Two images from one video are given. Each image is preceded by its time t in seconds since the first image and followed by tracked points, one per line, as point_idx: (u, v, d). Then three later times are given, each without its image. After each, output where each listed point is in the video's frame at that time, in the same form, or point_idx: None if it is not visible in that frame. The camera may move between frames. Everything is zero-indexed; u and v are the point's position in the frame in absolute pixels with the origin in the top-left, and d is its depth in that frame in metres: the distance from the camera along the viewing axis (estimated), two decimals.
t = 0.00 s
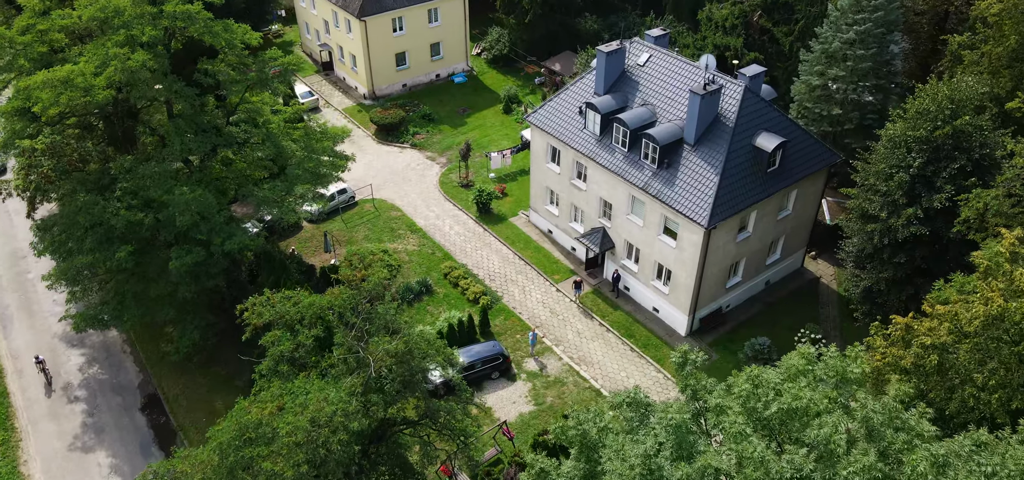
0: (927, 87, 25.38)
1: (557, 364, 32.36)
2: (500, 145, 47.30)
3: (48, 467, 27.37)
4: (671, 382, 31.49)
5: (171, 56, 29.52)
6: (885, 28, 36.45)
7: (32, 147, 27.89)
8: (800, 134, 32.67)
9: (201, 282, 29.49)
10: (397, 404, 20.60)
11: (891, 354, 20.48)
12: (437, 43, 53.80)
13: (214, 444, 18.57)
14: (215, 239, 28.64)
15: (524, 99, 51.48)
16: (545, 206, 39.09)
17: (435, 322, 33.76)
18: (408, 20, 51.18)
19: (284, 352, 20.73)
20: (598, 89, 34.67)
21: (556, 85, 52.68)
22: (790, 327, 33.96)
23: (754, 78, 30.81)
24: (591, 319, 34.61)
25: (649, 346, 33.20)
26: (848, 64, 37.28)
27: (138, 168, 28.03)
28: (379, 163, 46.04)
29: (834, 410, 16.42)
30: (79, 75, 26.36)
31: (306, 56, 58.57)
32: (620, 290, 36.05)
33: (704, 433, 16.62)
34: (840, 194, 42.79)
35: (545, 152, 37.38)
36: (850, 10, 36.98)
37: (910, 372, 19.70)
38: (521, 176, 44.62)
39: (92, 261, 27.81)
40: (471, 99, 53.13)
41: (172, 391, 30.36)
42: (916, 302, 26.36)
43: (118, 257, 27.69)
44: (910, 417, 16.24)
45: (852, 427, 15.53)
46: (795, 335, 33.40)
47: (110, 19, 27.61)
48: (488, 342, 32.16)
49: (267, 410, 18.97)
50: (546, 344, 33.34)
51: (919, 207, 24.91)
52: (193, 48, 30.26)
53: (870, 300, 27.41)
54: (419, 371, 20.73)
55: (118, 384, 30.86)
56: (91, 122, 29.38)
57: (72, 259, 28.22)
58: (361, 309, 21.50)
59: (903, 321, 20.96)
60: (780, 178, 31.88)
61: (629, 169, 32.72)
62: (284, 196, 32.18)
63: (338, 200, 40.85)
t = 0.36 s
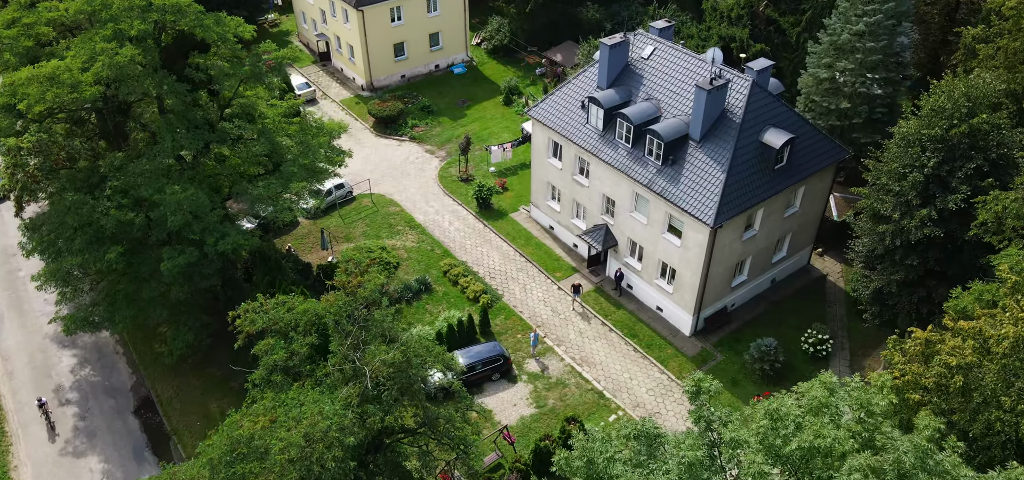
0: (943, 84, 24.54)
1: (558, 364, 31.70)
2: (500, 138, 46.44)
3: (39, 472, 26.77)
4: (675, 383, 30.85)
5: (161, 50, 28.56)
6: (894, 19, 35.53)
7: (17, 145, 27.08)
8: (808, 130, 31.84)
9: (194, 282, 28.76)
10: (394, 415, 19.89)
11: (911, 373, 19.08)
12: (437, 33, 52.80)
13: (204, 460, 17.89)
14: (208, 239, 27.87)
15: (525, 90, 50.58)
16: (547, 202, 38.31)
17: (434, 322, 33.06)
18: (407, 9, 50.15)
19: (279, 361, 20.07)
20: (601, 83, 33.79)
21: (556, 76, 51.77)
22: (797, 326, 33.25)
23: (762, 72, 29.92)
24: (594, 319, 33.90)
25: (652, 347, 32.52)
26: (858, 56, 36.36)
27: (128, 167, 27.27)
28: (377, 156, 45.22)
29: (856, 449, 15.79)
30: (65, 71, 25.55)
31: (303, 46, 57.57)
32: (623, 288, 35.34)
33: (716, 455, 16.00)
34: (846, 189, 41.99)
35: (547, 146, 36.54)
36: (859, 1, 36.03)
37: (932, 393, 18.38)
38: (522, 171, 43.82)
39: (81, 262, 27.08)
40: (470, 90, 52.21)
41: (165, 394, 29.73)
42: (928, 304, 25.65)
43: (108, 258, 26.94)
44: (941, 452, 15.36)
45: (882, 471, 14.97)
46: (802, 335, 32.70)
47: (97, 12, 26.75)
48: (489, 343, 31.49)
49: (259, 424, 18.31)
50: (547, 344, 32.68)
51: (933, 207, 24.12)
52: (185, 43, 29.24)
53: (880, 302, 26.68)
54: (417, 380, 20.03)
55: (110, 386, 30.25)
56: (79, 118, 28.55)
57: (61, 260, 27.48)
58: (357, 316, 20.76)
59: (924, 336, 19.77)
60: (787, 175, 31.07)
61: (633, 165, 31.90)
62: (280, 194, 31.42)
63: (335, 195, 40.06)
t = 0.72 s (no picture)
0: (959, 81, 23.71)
1: (560, 366, 31.04)
2: (500, 131, 45.58)
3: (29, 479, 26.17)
4: (679, 385, 30.20)
5: (151, 45, 27.64)
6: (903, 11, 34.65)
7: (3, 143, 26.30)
8: (817, 126, 31.04)
9: (187, 284, 28.06)
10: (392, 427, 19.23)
11: (934, 393, 18.27)
12: (436, 24, 51.83)
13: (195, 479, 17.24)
14: (201, 239, 27.11)
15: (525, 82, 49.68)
16: (548, 198, 37.56)
17: (433, 322, 32.39)
18: None
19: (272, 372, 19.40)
20: (603, 77, 32.95)
21: (558, 67, 50.86)
22: (803, 326, 32.58)
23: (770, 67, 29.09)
24: (596, 319, 33.25)
25: (656, 348, 31.87)
26: (868, 49, 35.42)
27: (118, 166, 26.52)
28: (375, 150, 44.42)
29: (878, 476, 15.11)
30: (50, 67, 24.71)
31: (300, 36, 56.60)
32: (626, 287, 34.66)
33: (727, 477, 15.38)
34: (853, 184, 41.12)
35: (548, 141, 35.75)
36: None
37: (956, 416, 17.61)
38: (522, 165, 43.04)
39: (70, 264, 26.36)
40: (470, 81, 51.33)
41: (158, 397, 29.10)
42: (940, 307, 24.97)
43: (98, 260, 26.21)
44: None
45: None
46: (808, 336, 32.03)
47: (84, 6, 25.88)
48: (489, 344, 30.81)
49: (251, 440, 17.66)
50: (549, 345, 32.02)
51: (947, 209, 23.38)
52: (176, 37, 28.33)
53: (891, 305, 25.99)
54: (416, 390, 19.38)
55: (102, 389, 29.62)
56: (67, 115, 27.74)
57: (49, 262, 26.75)
58: (353, 325, 20.04)
59: (945, 353, 18.86)
60: (795, 173, 30.30)
61: (636, 162, 31.12)
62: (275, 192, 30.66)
63: (332, 190, 39.34)
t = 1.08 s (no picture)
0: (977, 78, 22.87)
1: (562, 368, 30.40)
2: (501, 124, 44.74)
3: None
4: (683, 387, 29.58)
5: (140, 39, 26.92)
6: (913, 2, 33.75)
7: None
8: (826, 122, 30.24)
9: (180, 286, 27.36)
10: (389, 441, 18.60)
11: (957, 415, 17.91)
12: (434, 14, 50.84)
13: None
14: (193, 240, 26.36)
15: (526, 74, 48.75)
16: (549, 194, 36.82)
17: (432, 322, 31.74)
18: None
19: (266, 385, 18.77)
20: (606, 71, 32.11)
21: (559, 58, 49.92)
22: (810, 327, 31.92)
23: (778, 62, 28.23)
24: (598, 319, 32.59)
25: (659, 349, 31.23)
26: (877, 42, 34.51)
27: (107, 165, 25.75)
28: (373, 144, 43.62)
29: None
30: (35, 65, 23.91)
31: (297, 26, 55.65)
32: (629, 286, 33.97)
33: None
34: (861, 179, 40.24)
35: (549, 137, 34.97)
36: None
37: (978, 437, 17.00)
38: (523, 159, 42.25)
39: (59, 267, 25.67)
40: (469, 72, 50.41)
41: (151, 401, 28.49)
42: (953, 311, 24.31)
43: (87, 263, 25.53)
44: None
45: None
46: (815, 337, 31.38)
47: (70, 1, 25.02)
48: (489, 345, 30.18)
49: (243, 458, 17.02)
50: (550, 346, 31.39)
51: (962, 212, 22.63)
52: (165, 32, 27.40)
53: (902, 308, 25.29)
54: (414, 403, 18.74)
55: (94, 393, 29.05)
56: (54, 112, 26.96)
57: (38, 264, 26.07)
58: (348, 335, 19.37)
59: (968, 373, 18.45)
60: (803, 171, 29.52)
61: (640, 160, 30.34)
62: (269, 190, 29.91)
63: (330, 186, 38.62)
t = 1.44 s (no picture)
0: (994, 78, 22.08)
1: (563, 371, 29.81)
2: (501, 118, 43.93)
3: None
4: (687, 391, 29.00)
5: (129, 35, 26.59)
6: None
7: None
8: (834, 120, 29.48)
9: (172, 289, 26.71)
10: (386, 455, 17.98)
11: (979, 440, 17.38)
12: (433, 4, 49.88)
13: None
14: (185, 243, 25.67)
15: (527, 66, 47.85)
16: (551, 192, 36.11)
17: (430, 324, 31.13)
18: None
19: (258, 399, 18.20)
20: (609, 67, 31.31)
21: (560, 50, 48.98)
22: (816, 328, 31.28)
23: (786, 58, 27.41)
24: (600, 320, 31.98)
25: (662, 351, 30.63)
26: (886, 35, 33.61)
27: (95, 166, 25.03)
28: (371, 139, 42.85)
29: None
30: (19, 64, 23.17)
31: (293, 17, 54.74)
32: (632, 286, 33.33)
33: None
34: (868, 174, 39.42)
35: (551, 133, 34.21)
36: None
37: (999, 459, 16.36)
38: (523, 154, 41.50)
39: (48, 271, 25.02)
40: (468, 64, 49.51)
41: (144, 406, 27.90)
42: (965, 316, 23.66)
43: (76, 267, 24.88)
44: None
45: None
46: (822, 338, 30.76)
47: None
48: (489, 348, 29.54)
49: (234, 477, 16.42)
50: (551, 348, 30.79)
51: (977, 216, 21.94)
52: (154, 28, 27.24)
53: (912, 313, 24.63)
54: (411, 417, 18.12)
55: (86, 397, 28.49)
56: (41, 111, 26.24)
57: (26, 268, 25.42)
58: (344, 347, 18.74)
59: (991, 396, 17.93)
60: (811, 171, 28.78)
61: (644, 158, 29.61)
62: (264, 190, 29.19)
63: (327, 183, 37.93)
